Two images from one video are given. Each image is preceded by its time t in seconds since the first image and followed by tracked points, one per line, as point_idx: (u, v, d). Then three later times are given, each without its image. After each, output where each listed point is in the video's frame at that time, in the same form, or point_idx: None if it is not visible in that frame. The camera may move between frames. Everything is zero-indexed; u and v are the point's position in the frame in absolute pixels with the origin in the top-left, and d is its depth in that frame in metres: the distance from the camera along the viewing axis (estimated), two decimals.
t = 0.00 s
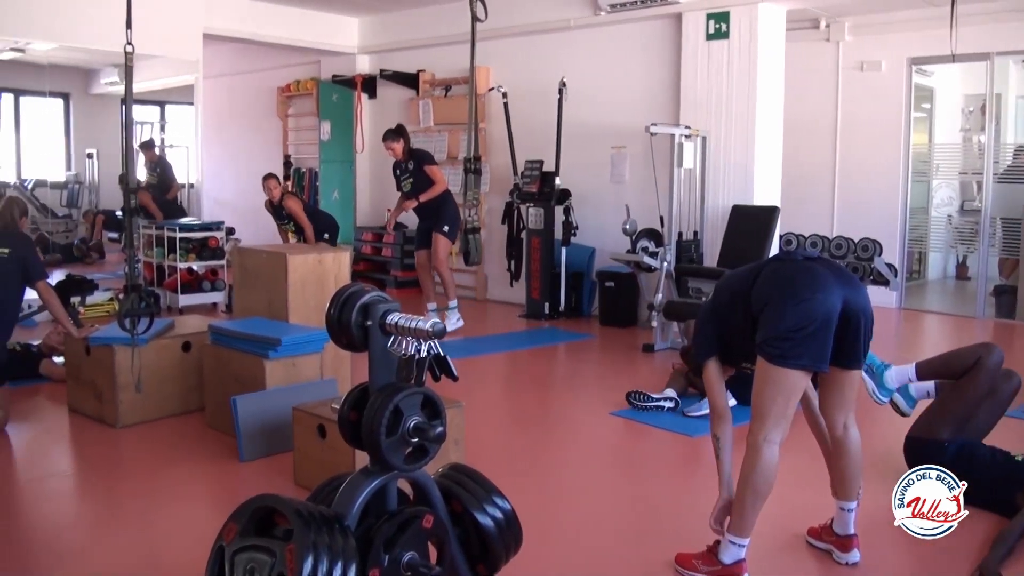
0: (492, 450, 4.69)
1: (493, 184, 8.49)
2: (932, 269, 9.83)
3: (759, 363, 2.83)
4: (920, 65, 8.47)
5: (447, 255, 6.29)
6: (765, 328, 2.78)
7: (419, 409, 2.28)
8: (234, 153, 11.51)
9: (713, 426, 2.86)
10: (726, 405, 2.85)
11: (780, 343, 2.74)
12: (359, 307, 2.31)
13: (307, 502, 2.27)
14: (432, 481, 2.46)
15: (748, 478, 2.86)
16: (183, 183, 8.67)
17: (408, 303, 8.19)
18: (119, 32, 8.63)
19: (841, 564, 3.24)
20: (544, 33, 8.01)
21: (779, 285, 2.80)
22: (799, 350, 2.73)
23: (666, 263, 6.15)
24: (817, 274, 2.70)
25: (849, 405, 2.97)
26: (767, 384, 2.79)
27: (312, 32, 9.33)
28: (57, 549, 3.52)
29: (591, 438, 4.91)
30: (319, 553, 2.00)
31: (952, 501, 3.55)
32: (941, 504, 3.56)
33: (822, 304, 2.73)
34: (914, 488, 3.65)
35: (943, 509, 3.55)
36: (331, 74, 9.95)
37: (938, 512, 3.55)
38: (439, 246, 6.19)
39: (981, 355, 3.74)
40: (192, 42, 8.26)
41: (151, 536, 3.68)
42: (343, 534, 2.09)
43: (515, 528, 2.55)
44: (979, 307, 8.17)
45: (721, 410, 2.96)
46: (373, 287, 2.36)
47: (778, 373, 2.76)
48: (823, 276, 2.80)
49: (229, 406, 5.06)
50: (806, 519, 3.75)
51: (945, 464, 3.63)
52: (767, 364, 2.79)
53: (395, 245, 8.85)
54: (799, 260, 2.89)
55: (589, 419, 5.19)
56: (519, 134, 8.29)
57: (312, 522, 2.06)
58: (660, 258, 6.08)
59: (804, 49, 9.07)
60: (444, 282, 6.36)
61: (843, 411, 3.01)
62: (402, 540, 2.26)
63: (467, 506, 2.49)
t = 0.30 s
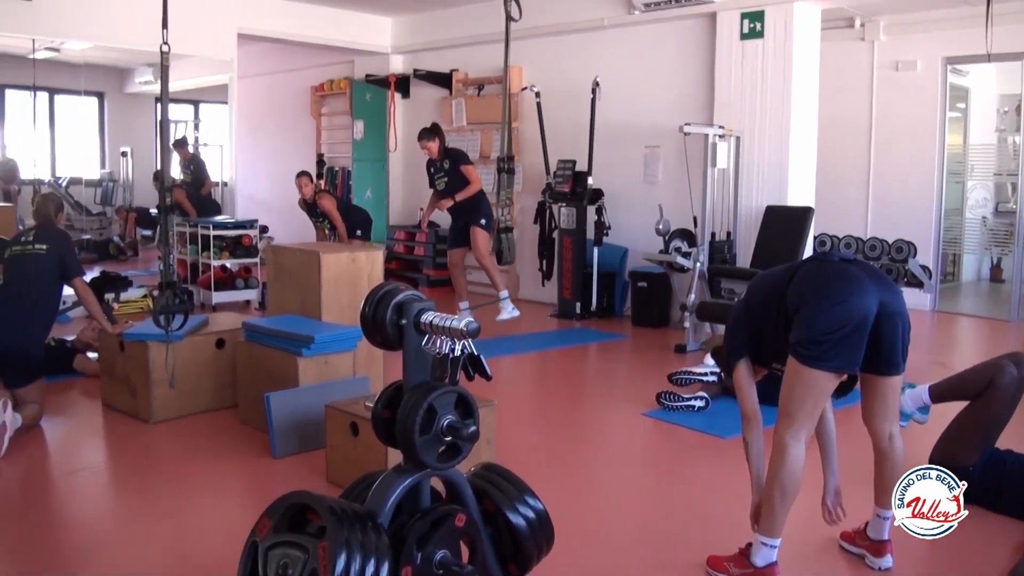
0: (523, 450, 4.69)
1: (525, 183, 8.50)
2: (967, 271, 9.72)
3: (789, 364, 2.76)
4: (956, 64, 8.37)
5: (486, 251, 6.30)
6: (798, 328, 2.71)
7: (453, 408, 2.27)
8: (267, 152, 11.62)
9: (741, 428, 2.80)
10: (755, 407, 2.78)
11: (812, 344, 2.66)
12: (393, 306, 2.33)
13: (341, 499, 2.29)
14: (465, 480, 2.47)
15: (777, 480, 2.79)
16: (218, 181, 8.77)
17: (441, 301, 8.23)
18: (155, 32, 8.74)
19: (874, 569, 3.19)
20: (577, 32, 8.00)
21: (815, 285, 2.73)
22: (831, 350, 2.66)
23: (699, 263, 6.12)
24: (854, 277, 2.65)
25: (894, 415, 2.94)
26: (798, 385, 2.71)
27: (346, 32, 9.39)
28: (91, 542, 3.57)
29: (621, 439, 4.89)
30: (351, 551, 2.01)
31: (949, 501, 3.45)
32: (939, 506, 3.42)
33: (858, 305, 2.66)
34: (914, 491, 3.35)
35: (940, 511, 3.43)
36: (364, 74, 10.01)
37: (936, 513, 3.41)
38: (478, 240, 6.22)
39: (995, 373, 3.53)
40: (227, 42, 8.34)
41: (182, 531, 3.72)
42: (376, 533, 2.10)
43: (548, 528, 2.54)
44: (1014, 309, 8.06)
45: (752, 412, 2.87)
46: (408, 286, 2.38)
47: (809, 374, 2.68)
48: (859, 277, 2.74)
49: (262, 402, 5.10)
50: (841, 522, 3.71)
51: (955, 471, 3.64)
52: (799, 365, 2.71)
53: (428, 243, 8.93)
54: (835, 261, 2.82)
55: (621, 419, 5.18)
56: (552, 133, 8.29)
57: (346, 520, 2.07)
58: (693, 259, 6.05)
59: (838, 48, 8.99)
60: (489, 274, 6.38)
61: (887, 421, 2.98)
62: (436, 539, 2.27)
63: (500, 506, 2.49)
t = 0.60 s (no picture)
0: (545, 450, 4.69)
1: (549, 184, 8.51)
2: (992, 274, 9.65)
3: (813, 367, 2.72)
4: (982, 65, 8.29)
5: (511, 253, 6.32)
6: (823, 331, 2.68)
7: (477, 408, 2.29)
8: (291, 152, 11.70)
9: (753, 431, 2.78)
10: (767, 409, 2.76)
11: (837, 348, 2.63)
12: (418, 306, 2.33)
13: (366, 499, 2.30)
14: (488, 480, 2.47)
15: (798, 481, 2.77)
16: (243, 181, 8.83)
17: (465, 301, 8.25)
18: (180, 33, 8.80)
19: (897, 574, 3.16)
20: (602, 33, 8.00)
21: (842, 289, 2.70)
22: (856, 354, 2.62)
23: (723, 264, 6.10)
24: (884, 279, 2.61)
25: (905, 410, 2.91)
26: (820, 388, 2.69)
27: (370, 33, 9.43)
28: (115, 540, 3.60)
29: (643, 441, 4.87)
30: (375, 549, 2.02)
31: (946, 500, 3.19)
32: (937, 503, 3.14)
33: (886, 309, 2.63)
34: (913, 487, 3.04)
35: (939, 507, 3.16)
36: (387, 75, 10.06)
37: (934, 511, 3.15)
38: (502, 241, 6.24)
39: (995, 409, 3.45)
40: (252, 44, 8.40)
41: (204, 529, 3.74)
42: (401, 531, 2.11)
43: (571, 529, 2.54)
44: None
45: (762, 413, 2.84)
46: (433, 286, 2.38)
47: (833, 378, 2.65)
48: (887, 280, 2.70)
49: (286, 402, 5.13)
50: (865, 527, 3.68)
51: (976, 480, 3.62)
52: (822, 368, 2.68)
53: (451, 244, 8.95)
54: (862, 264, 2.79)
55: (644, 421, 5.17)
56: (576, 134, 8.29)
57: (371, 519, 2.08)
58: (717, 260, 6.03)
59: (863, 49, 8.93)
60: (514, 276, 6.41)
61: (899, 417, 2.94)
62: (460, 539, 2.28)
63: (523, 507, 2.49)
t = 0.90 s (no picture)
0: (564, 452, 4.69)
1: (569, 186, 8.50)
2: (1014, 278, 9.56)
3: (838, 373, 2.70)
4: (1005, 67, 8.22)
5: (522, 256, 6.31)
6: (851, 337, 2.66)
7: (497, 410, 2.28)
8: (311, 153, 11.75)
9: (776, 437, 2.74)
10: (790, 415, 2.73)
11: (864, 355, 2.61)
12: (439, 307, 2.31)
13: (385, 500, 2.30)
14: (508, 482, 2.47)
15: (818, 487, 2.74)
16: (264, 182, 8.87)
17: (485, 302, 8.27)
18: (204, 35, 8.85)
19: None
20: (624, 35, 7.98)
21: (871, 295, 2.68)
22: (884, 362, 2.60)
23: (744, 267, 6.08)
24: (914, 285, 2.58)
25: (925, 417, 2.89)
26: (846, 395, 2.67)
27: (390, 35, 9.46)
28: (135, 539, 3.62)
29: (662, 444, 4.86)
30: (394, 550, 2.02)
31: (952, 501, 3.06)
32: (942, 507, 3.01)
33: (916, 317, 2.60)
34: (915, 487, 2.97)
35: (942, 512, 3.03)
36: (408, 77, 10.09)
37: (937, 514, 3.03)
38: (513, 249, 6.23)
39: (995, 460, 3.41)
40: (274, 45, 8.43)
41: (223, 529, 3.76)
42: (420, 533, 2.11)
43: (590, 531, 2.53)
44: None
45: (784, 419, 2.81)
46: (454, 287, 2.37)
47: (859, 385, 2.64)
48: (917, 287, 2.68)
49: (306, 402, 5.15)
50: (886, 532, 3.65)
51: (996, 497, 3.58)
52: (848, 375, 2.66)
53: (470, 246, 8.95)
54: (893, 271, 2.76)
55: (663, 423, 5.16)
56: (596, 136, 8.28)
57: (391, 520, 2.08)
58: (738, 262, 6.01)
59: (885, 51, 8.86)
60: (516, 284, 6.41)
61: (918, 423, 2.92)
62: (479, 540, 2.28)
63: (543, 510, 2.48)
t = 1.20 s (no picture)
0: (583, 456, 4.68)
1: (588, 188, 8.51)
2: None
3: (868, 380, 2.69)
4: None
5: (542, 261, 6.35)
6: (882, 346, 2.64)
7: (518, 412, 2.29)
8: (330, 155, 11.82)
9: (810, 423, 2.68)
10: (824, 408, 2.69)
11: (895, 365, 2.60)
12: (461, 308, 2.32)
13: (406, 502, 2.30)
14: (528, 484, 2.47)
15: (841, 489, 2.72)
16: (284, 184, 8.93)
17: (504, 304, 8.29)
18: (224, 39, 8.93)
19: None
20: (642, 37, 7.98)
21: (904, 303, 2.65)
22: (915, 374, 2.59)
23: (764, 270, 6.06)
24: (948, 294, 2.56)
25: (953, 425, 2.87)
26: (874, 403, 2.66)
27: (409, 37, 9.49)
28: (157, 541, 3.64)
29: (681, 447, 4.83)
30: (414, 552, 2.03)
31: (955, 501, 2.84)
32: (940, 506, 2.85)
33: (950, 330, 2.58)
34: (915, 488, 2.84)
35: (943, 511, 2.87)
36: (428, 79, 10.13)
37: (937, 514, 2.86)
38: (533, 254, 6.26)
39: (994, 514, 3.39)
40: (294, 49, 8.49)
41: (243, 531, 3.77)
42: (440, 534, 2.11)
43: (611, 534, 2.52)
44: None
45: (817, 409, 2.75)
46: (474, 289, 2.36)
47: (887, 395, 2.63)
48: (951, 297, 2.65)
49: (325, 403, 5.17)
50: (909, 539, 3.61)
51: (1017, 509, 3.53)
52: (877, 383, 2.65)
53: (489, 247, 8.97)
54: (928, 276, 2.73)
55: (682, 427, 5.14)
56: (615, 138, 8.28)
57: (411, 522, 2.09)
58: (758, 266, 5.99)
59: (906, 52, 8.80)
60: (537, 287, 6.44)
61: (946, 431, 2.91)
62: (499, 542, 2.28)
63: (563, 512, 2.48)
